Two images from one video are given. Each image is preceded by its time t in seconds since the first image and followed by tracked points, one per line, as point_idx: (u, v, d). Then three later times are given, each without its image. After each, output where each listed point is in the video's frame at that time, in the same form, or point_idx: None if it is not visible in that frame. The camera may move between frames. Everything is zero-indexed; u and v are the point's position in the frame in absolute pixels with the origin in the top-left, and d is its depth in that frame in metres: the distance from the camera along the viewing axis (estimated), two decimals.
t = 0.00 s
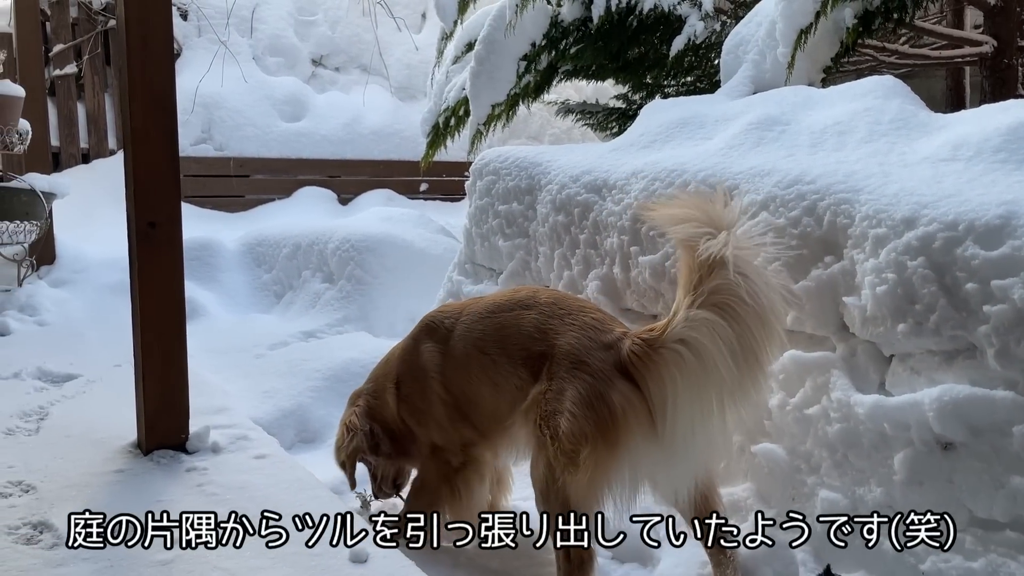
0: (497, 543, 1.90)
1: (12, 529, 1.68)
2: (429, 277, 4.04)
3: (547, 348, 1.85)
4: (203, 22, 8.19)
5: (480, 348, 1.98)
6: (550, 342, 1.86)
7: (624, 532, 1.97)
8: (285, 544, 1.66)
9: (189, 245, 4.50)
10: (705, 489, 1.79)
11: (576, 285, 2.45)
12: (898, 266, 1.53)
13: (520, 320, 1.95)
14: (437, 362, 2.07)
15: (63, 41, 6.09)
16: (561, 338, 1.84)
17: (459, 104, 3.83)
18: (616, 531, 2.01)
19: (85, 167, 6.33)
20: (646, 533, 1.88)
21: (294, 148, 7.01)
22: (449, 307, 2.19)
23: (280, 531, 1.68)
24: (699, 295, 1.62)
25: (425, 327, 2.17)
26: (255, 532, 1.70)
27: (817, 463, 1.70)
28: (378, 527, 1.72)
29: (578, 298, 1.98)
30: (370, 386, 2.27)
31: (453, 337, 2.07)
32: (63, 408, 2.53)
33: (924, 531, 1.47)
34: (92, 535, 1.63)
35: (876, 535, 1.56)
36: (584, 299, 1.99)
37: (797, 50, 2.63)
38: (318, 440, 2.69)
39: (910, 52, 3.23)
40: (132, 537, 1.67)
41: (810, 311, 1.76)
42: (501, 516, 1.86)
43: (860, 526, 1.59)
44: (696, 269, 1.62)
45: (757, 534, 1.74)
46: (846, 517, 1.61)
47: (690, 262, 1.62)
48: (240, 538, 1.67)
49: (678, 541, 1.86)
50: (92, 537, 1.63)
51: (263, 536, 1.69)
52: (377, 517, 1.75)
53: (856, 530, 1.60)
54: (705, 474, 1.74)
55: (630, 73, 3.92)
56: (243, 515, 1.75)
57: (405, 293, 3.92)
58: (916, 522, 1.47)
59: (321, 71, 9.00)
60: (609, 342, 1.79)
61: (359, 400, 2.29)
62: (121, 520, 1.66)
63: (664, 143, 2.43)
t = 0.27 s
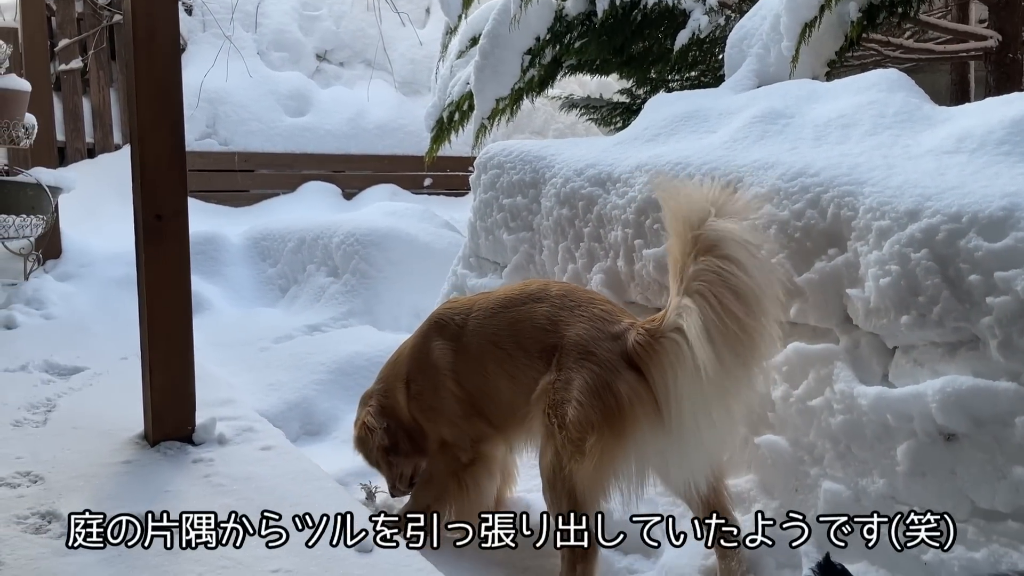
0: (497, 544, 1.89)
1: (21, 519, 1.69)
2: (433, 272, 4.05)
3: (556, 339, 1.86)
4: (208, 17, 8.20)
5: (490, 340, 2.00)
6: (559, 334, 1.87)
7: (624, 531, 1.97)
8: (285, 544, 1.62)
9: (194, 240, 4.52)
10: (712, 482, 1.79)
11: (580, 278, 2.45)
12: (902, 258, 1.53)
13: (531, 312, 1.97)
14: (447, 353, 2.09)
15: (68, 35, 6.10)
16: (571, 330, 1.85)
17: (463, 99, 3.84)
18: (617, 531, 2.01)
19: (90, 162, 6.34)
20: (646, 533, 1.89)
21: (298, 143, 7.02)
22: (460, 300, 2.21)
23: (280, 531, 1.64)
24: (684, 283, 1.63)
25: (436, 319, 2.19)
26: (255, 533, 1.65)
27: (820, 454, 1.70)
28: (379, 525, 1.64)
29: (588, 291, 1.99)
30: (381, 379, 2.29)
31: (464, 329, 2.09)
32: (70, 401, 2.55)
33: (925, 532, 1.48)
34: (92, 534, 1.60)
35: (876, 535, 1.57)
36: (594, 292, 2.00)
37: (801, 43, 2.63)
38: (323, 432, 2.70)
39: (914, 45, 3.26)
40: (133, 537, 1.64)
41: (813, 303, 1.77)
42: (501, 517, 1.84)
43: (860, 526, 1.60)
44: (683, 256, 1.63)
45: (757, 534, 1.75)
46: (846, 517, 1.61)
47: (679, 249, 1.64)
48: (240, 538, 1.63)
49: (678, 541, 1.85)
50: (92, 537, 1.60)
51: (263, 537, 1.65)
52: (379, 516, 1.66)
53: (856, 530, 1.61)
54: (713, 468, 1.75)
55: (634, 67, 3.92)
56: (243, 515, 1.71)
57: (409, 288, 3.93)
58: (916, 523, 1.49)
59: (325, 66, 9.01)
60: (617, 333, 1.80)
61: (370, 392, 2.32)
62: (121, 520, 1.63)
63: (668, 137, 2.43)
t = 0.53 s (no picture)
0: (497, 544, 1.90)
1: (31, 511, 1.71)
2: (437, 268, 4.06)
3: (562, 333, 1.88)
4: (213, 13, 8.22)
5: (495, 334, 2.01)
6: (564, 327, 1.88)
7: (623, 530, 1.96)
8: (285, 544, 1.59)
9: (200, 235, 4.53)
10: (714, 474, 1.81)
11: (585, 274, 2.46)
12: (906, 253, 1.54)
13: (536, 307, 1.98)
14: (452, 347, 2.10)
15: (74, 32, 6.12)
16: (576, 323, 1.86)
17: (468, 95, 3.84)
18: (615, 530, 1.99)
19: (96, 157, 6.36)
20: (646, 533, 1.89)
21: (303, 139, 7.04)
22: (466, 295, 2.23)
23: (280, 531, 1.61)
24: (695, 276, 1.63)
25: (441, 314, 2.20)
26: (255, 532, 1.63)
27: (824, 449, 1.71)
28: (378, 524, 1.62)
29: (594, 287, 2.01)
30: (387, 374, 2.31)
31: (469, 324, 2.10)
32: (77, 395, 2.57)
33: (924, 531, 1.48)
34: (92, 534, 1.57)
35: (876, 535, 1.57)
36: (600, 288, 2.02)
37: (806, 40, 2.63)
38: (329, 427, 2.71)
39: (919, 40, 3.25)
40: (133, 537, 1.61)
41: (817, 298, 1.78)
42: (501, 517, 1.84)
43: (860, 526, 1.60)
44: (694, 252, 1.64)
45: (758, 534, 1.74)
46: (846, 517, 1.61)
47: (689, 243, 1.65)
48: (240, 538, 1.60)
49: (678, 541, 1.85)
50: (92, 537, 1.57)
51: (263, 537, 1.62)
52: (378, 516, 1.64)
53: (856, 530, 1.61)
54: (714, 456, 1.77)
55: (639, 63, 3.93)
56: (243, 515, 1.69)
57: (414, 284, 3.95)
58: (916, 522, 1.49)
59: (330, 62, 9.02)
60: (622, 327, 1.81)
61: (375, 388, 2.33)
62: (121, 520, 1.61)
63: (673, 132, 2.44)
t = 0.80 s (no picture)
0: (497, 544, 1.90)
1: (35, 505, 1.72)
2: (439, 265, 4.07)
3: (558, 330, 1.88)
4: (215, 9, 8.22)
5: (492, 331, 2.02)
6: (561, 325, 1.89)
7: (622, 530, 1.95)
8: (285, 544, 1.57)
9: (202, 232, 4.54)
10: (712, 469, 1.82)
11: (585, 270, 2.47)
12: (905, 250, 1.54)
13: (533, 305, 1.99)
14: (450, 345, 2.11)
15: (77, 28, 6.13)
16: (572, 321, 1.87)
17: (470, 91, 3.85)
18: (615, 531, 1.98)
19: (99, 154, 6.37)
20: (646, 532, 1.87)
21: (305, 136, 7.04)
22: (462, 294, 2.24)
23: (280, 531, 1.59)
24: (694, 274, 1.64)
25: (438, 312, 2.21)
26: (255, 533, 1.61)
27: (823, 445, 1.72)
28: (379, 524, 1.60)
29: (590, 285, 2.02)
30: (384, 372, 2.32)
31: (466, 322, 2.11)
32: (80, 390, 2.58)
33: (925, 531, 1.49)
34: (93, 535, 1.57)
35: (876, 535, 1.57)
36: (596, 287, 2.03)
37: (807, 37, 2.63)
38: (331, 422, 2.72)
39: (920, 38, 3.25)
40: (133, 537, 1.60)
41: (817, 295, 1.78)
42: (501, 517, 1.84)
43: (860, 526, 1.60)
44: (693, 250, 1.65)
45: (758, 534, 1.74)
46: (847, 517, 1.62)
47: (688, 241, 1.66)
48: (239, 538, 1.58)
49: (678, 542, 1.84)
50: (92, 537, 1.57)
51: (262, 537, 1.60)
52: (378, 516, 1.62)
53: (856, 530, 1.61)
54: (713, 452, 1.78)
55: (640, 60, 3.93)
56: (243, 515, 1.67)
57: (416, 281, 3.96)
58: (916, 523, 1.50)
59: (332, 59, 9.02)
60: (618, 324, 1.82)
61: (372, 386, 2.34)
62: (121, 520, 1.59)
63: (674, 129, 2.44)
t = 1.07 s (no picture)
0: (497, 544, 1.91)
1: (40, 503, 1.72)
2: (442, 264, 4.08)
3: (560, 332, 1.89)
4: (219, 8, 8.22)
5: (495, 334, 2.03)
6: (562, 326, 1.90)
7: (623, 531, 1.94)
8: (285, 544, 1.57)
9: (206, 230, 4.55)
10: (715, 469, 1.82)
11: (589, 269, 2.48)
12: (911, 250, 1.55)
13: (536, 307, 2.00)
14: (453, 348, 2.12)
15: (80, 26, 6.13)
16: (574, 322, 1.88)
17: (473, 90, 3.85)
18: (617, 530, 1.97)
19: (101, 152, 6.37)
20: (646, 532, 1.87)
21: (308, 134, 7.05)
22: (466, 298, 2.25)
23: (280, 531, 1.58)
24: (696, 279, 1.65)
25: (441, 316, 2.22)
26: (255, 533, 1.60)
27: (828, 444, 1.72)
28: (379, 524, 1.60)
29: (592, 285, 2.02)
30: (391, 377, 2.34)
31: (469, 325, 2.12)
32: (85, 388, 2.58)
33: (925, 532, 1.50)
34: (93, 534, 1.56)
35: (876, 535, 1.58)
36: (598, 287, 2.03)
37: (811, 37, 2.63)
38: (335, 420, 2.73)
39: (924, 37, 3.25)
40: (133, 537, 1.59)
41: (821, 294, 1.79)
42: (501, 517, 1.85)
43: (860, 526, 1.61)
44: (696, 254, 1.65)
45: (758, 535, 1.73)
46: (846, 518, 1.63)
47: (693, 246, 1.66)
48: (240, 537, 1.58)
49: (677, 541, 1.83)
50: (92, 537, 1.56)
51: (263, 536, 1.60)
52: (379, 516, 1.62)
53: (856, 530, 1.62)
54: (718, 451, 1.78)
55: (644, 59, 3.93)
56: (243, 515, 1.66)
57: (419, 280, 3.97)
58: (916, 523, 1.51)
59: (335, 58, 9.03)
60: (620, 324, 1.82)
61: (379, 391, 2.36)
62: (121, 519, 1.59)
63: (678, 129, 2.45)
